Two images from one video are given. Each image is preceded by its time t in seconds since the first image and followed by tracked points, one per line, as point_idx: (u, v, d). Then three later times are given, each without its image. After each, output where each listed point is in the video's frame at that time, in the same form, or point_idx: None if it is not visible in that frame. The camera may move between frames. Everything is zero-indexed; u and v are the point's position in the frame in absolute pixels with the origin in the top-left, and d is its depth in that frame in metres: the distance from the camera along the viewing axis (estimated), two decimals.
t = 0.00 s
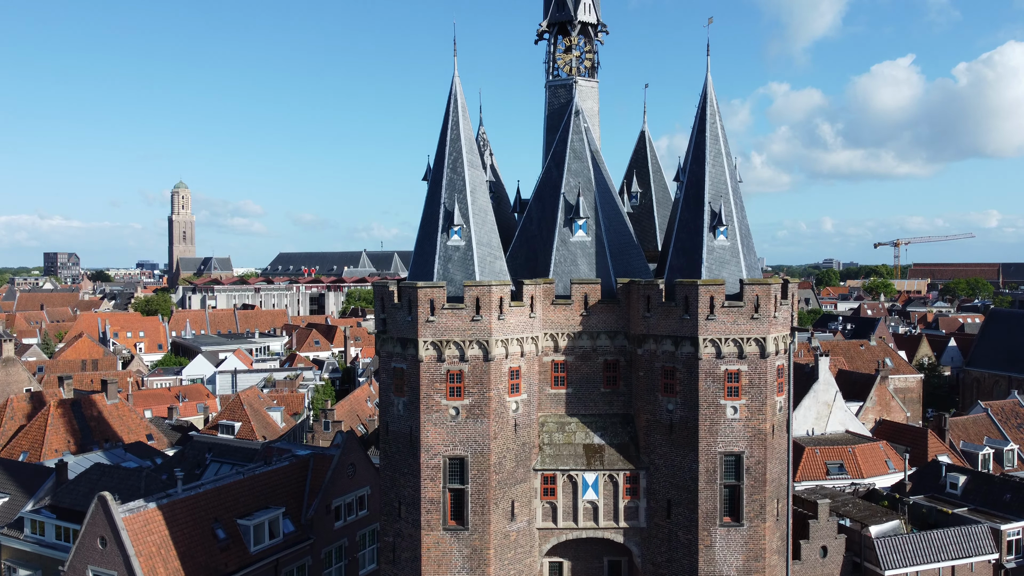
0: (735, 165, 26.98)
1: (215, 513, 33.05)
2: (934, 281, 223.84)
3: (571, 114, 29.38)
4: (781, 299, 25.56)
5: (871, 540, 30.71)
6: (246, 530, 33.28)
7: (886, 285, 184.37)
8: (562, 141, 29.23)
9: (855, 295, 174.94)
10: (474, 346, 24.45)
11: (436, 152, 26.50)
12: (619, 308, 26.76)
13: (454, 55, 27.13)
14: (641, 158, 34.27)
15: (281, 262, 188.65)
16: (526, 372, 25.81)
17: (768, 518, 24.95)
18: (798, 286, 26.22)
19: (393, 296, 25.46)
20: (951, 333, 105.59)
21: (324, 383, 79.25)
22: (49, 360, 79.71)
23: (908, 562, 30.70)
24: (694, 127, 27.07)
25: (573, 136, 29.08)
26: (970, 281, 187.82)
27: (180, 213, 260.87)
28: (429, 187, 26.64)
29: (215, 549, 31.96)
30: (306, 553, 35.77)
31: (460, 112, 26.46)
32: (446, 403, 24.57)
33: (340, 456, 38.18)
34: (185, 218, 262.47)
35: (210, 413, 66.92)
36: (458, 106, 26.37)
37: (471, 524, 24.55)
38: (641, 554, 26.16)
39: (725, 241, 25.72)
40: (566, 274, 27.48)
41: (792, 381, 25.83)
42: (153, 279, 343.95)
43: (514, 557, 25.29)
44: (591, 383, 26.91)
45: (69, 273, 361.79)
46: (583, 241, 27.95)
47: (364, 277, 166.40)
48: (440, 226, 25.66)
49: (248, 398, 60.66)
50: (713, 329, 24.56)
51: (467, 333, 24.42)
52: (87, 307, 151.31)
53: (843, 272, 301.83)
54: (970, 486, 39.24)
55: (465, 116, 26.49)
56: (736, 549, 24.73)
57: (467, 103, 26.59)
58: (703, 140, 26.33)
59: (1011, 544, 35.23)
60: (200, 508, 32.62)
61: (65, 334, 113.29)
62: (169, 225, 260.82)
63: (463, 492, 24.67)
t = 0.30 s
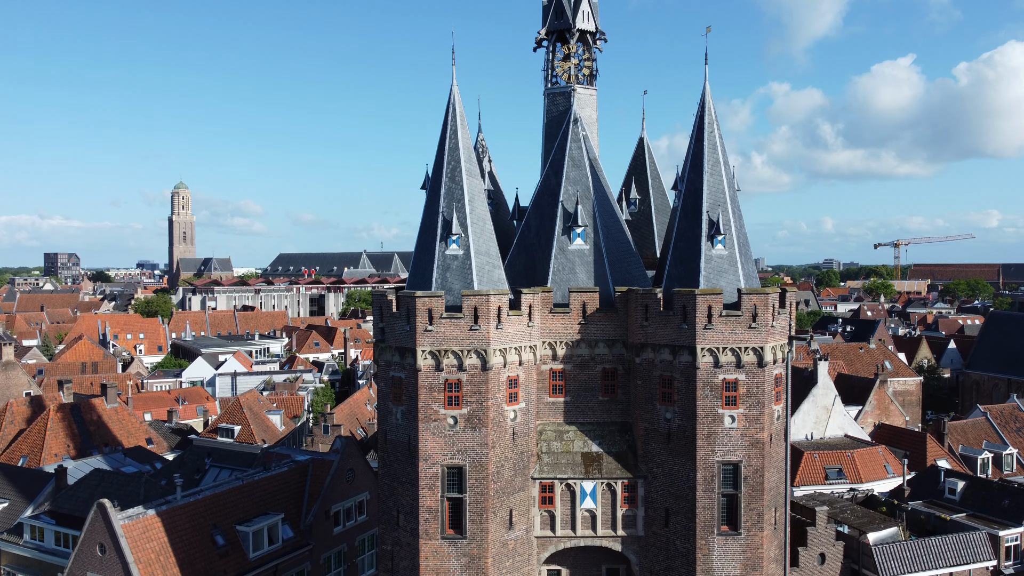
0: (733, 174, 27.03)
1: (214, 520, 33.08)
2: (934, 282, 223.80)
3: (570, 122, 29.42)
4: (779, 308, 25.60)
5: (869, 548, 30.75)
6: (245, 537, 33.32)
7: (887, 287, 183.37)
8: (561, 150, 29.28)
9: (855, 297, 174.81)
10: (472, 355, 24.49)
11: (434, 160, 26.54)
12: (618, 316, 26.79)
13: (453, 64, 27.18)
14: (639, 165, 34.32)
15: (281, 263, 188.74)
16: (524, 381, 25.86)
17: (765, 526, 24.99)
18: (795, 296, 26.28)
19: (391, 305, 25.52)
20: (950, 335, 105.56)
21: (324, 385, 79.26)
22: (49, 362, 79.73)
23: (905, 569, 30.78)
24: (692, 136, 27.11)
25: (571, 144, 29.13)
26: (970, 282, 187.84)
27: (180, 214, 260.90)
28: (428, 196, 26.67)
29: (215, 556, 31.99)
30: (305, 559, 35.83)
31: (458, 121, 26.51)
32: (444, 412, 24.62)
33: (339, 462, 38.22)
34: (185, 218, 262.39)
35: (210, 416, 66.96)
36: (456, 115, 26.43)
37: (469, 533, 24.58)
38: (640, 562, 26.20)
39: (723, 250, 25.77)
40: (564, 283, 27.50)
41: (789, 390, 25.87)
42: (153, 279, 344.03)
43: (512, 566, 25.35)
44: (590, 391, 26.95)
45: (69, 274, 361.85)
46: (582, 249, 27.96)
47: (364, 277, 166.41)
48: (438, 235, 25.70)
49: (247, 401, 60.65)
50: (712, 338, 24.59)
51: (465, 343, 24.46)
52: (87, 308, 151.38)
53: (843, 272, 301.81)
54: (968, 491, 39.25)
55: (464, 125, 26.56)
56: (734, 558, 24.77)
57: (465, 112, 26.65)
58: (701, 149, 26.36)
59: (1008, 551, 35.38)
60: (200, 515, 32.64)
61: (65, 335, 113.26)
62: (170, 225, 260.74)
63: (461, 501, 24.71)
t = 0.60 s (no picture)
0: (731, 182, 27.07)
1: (213, 526, 33.08)
2: (933, 283, 223.74)
3: (568, 130, 29.46)
4: (776, 317, 25.62)
5: (867, 555, 30.80)
6: (244, 543, 33.32)
7: (886, 287, 183.37)
8: (559, 157, 29.32)
9: (855, 297, 174.86)
10: (470, 365, 24.52)
11: (432, 169, 26.58)
12: (616, 324, 26.79)
13: (450, 73, 27.21)
14: (637, 171, 34.36)
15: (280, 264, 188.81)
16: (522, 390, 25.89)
17: (763, 535, 25.01)
18: (793, 304, 26.33)
19: (390, 314, 25.55)
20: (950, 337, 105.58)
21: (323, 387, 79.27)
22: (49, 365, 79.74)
23: None
24: (690, 144, 27.14)
25: (569, 152, 29.17)
26: (970, 283, 187.85)
27: (179, 214, 260.97)
28: (426, 205, 26.70)
29: (214, 562, 32.00)
30: (304, 564, 35.87)
31: (456, 130, 26.56)
32: (442, 421, 24.65)
33: (338, 468, 38.23)
34: (185, 219, 262.46)
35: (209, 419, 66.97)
36: (454, 124, 26.49)
37: (467, 543, 24.62)
38: (637, 571, 26.23)
39: (720, 259, 25.81)
40: (562, 291, 27.52)
41: (787, 399, 25.91)
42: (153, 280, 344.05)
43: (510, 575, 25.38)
44: (588, 399, 26.96)
45: (69, 274, 361.87)
46: (580, 257, 27.99)
47: (364, 279, 166.40)
48: (436, 244, 25.73)
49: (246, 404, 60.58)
50: (709, 347, 24.61)
51: (463, 352, 24.49)
52: (87, 309, 151.41)
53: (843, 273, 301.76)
54: (966, 496, 39.23)
55: (462, 134, 26.61)
56: (731, 567, 24.81)
57: (463, 120, 26.70)
58: (698, 157, 26.39)
59: (1007, 557, 35.42)
60: (198, 521, 32.63)
61: (65, 337, 113.26)
62: (169, 226, 260.74)
63: (459, 510, 24.74)
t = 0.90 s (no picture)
0: (729, 192, 27.11)
1: (212, 533, 33.07)
2: (934, 283, 223.64)
3: (567, 138, 29.48)
4: (775, 326, 25.66)
5: (866, 563, 30.89)
6: (243, 550, 33.32)
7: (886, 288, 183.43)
8: (558, 166, 29.37)
9: (855, 298, 174.91)
10: (469, 374, 24.56)
11: (431, 178, 26.62)
12: (614, 333, 26.80)
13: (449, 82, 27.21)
14: (637, 178, 34.40)
15: (281, 265, 188.94)
16: (521, 399, 25.93)
17: (761, 544, 25.04)
18: (791, 313, 26.38)
19: (389, 324, 25.59)
20: (950, 339, 105.57)
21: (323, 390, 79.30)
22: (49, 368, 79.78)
23: None
24: (689, 153, 27.17)
25: (568, 160, 29.21)
26: (970, 283, 187.84)
27: (179, 215, 261.09)
28: (425, 214, 26.71)
29: (213, 570, 32.00)
30: (303, 571, 35.91)
31: (455, 139, 26.59)
32: (441, 431, 24.68)
33: (337, 474, 38.24)
34: (185, 220, 262.43)
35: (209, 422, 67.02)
36: (453, 133, 26.52)
37: (466, 552, 24.66)
38: None
39: (719, 268, 25.83)
40: (561, 300, 27.55)
41: (785, 408, 25.95)
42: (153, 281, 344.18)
43: None
44: (586, 408, 26.99)
45: (69, 275, 362.01)
46: (578, 265, 28.02)
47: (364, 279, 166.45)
48: (435, 253, 25.75)
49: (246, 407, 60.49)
50: (708, 357, 24.63)
51: (462, 362, 24.52)
52: (87, 311, 151.47)
53: (843, 273, 301.62)
54: (965, 502, 39.20)
55: (461, 142, 26.64)
56: None
57: (462, 130, 26.73)
58: (697, 166, 26.40)
59: (1006, 563, 35.58)
60: (198, 529, 32.62)
61: (65, 339, 113.24)
62: (170, 226, 260.71)
63: (458, 520, 24.77)
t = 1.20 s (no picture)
0: (729, 200, 27.13)
1: (212, 540, 33.03)
2: (934, 284, 223.56)
3: (566, 146, 29.51)
4: (774, 336, 25.69)
5: (865, 570, 30.96)
6: (243, 557, 33.31)
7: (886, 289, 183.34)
8: (557, 174, 29.40)
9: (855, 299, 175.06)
10: (468, 384, 24.59)
11: (431, 187, 26.64)
12: (613, 342, 26.81)
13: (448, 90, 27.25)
14: (636, 185, 34.44)
15: (280, 266, 189.06)
16: (520, 408, 25.95)
17: (761, 554, 25.07)
18: (791, 322, 26.42)
19: (388, 333, 25.62)
20: (950, 340, 105.21)
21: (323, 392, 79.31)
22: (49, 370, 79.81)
23: None
24: (688, 162, 27.18)
25: (567, 168, 29.24)
26: (970, 284, 187.83)
27: (179, 215, 261.08)
28: (424, 223, 26.73)
29: None
30: None
31: (454, 148, 26.61)
32: (441, 440, 24.71)
33: (337, 480, 38.26)
34: (185, 220, 262.37)
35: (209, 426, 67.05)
36: (452, 142, 26.55)
37: (465, 562, 24.67)
38: None
39: (718, 277, 25.85)
40: (561, 308, 27.56)
41: (784, 417, 26.00)
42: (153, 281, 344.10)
43: None
44: (585, 417, 27.01)
45: (69, 275, 361.93)
46: (578, 273, 28.03)
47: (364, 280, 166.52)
48: (434, 263, 25.76)
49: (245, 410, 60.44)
50: (707, 366, 24.66)
51: (461, 371, 24.54)
52: (87, 312, 151.43)
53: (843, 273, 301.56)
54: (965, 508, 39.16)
55: (460, 151, 26.66)
56: None
57: (462, 138, 26.76)
58: (696, 175, 26.42)
59: (1007, 568, 35.68)
60: (198, 536, 32.59)
61: (65, 340, 113.23)
62: (170, 227, 260.66)
63: (457, 529, 24.80)
